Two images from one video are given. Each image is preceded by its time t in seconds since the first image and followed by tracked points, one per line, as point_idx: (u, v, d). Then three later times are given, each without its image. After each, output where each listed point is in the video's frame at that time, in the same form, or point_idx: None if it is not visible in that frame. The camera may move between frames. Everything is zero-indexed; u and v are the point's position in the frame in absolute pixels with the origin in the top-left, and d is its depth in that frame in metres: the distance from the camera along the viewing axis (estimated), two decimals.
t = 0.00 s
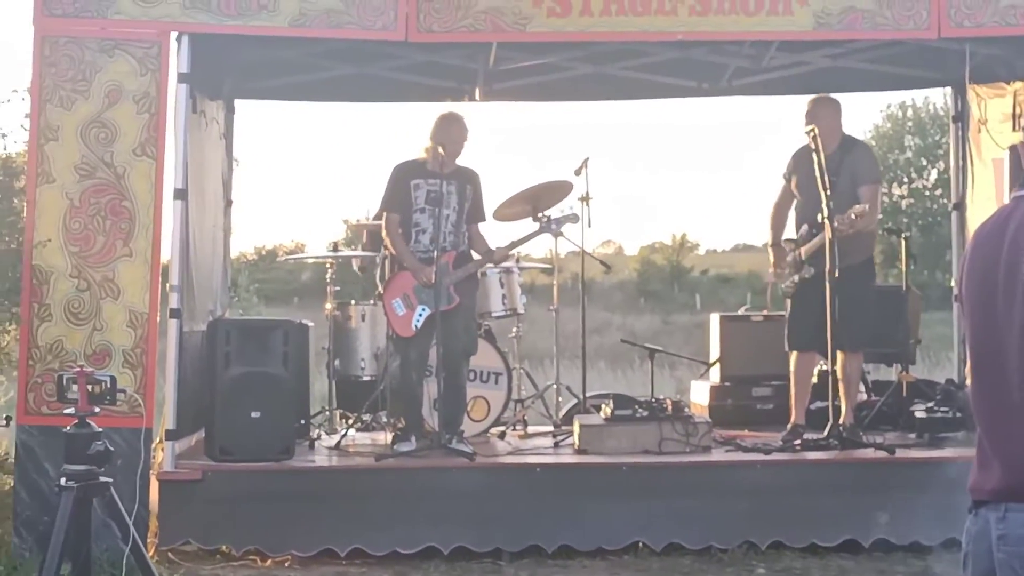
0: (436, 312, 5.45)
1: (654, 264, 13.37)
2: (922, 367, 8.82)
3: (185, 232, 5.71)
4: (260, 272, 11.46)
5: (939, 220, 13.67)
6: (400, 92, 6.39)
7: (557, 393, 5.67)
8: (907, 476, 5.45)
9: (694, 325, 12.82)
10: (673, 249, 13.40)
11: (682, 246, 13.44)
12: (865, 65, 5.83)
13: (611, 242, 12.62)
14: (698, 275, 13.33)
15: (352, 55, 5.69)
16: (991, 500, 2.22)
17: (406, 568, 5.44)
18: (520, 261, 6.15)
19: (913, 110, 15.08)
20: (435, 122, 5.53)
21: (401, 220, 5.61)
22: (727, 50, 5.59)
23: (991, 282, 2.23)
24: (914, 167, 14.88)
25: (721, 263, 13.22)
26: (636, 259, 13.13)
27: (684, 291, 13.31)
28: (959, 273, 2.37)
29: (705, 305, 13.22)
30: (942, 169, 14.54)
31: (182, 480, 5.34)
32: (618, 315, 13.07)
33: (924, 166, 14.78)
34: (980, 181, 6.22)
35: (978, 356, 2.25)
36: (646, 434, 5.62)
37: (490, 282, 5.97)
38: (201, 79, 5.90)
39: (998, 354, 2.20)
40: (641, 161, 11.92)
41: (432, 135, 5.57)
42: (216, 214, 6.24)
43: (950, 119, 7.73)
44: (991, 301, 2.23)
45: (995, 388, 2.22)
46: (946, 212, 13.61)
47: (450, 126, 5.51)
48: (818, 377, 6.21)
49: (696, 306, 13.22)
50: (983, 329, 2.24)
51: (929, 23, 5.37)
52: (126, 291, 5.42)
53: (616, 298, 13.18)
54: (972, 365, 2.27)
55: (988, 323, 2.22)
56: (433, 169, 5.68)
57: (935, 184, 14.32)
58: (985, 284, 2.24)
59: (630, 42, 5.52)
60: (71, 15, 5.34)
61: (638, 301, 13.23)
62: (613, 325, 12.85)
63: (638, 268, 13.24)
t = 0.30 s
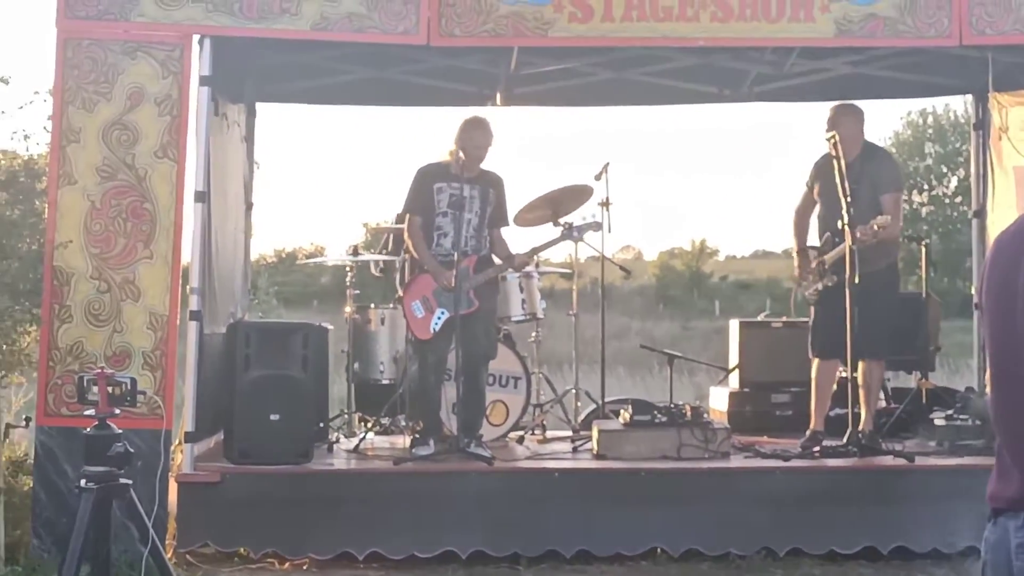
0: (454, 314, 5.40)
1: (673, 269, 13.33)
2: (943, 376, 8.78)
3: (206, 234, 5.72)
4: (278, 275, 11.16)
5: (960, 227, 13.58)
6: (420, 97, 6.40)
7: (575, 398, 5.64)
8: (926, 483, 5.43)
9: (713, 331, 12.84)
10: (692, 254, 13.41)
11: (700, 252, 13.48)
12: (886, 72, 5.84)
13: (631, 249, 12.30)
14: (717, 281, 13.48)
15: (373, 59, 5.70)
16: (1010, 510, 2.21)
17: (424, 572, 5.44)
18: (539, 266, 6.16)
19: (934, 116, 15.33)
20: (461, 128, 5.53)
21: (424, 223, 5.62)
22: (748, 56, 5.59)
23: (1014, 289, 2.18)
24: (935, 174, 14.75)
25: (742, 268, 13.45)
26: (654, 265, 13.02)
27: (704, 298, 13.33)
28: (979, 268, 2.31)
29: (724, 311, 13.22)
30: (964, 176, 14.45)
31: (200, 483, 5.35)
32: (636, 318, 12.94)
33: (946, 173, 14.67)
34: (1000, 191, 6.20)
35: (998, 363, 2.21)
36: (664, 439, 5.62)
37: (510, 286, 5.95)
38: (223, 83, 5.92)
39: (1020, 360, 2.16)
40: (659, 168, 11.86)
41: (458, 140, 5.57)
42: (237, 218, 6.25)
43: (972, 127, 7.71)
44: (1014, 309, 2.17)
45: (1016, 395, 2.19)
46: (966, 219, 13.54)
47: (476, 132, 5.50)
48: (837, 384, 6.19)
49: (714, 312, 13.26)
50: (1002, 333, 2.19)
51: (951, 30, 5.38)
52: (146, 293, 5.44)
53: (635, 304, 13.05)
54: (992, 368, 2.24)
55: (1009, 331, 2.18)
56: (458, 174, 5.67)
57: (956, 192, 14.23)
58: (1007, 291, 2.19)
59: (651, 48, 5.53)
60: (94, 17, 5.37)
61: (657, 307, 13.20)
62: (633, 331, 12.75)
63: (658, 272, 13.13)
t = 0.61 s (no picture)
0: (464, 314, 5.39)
1: (683, 270, 12.76)
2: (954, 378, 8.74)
3: (217, 231, 5.74)
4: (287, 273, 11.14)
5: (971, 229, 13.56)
6: (431, 96, 6.40)
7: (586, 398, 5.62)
8: (936, 486, 5.41)
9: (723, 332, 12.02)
10: (702, 254, 12.90)
11: (711, 252, 12.96)
12: (898, 73, 5.82)
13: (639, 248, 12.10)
14: (727, 282, 12.81)
15: (384, 58, 5.71)
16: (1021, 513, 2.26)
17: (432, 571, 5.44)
18: (549, 265, 6.15)
19: (946, 118, 15.23)
20: (477, 127, 5.53)
21: (437, 221, 5.62)
22: (759, 57, 5.59)
23: None
24: (946, 176, 14.69)
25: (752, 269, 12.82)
26: (666, 264, 12.55)
27: (713, 299, 12.68)
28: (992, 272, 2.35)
29: (734, 312, 12.52)
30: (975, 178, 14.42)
31: (210, 480, 5.35)
32: (648, 320, 12.10)
33: (958, 174, 14.61)
34: (1015, 193, 6.16)
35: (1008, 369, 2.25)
36: (674, 440, 5.60)
37: (520, 286, 5.94)
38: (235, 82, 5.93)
39: None
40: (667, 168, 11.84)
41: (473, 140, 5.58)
42: (248, 216, 6.26)
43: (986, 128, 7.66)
44: None
45: None
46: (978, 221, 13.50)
47: (492, 131, 5.51)
48: (848, 386, 6.17)
49: (726, 313, 12.52)
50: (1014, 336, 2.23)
51: (964, 31, 5.37)
52: (157, 290, 5.45)
53: (643, 304, 12.20)
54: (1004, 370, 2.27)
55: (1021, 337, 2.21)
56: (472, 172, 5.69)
57: (966, 194, 14.22)
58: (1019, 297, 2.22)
59: (662, 48, 5.53)
60: (108, 16, 5.39)
61: (666, 308, 12.43)
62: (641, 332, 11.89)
63: (669, 273, 12.62)
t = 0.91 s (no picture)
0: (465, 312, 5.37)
1: (685, 267, 12.84)
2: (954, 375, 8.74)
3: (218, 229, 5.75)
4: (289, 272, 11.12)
5: (973, 227, 13.55)
6: (432, 94, 6.40)
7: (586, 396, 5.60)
8: (937, 484, 5.40)
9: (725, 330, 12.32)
10: (705, 252, 12.93)
11: (713, 249, 12.98)
12: (899, 70, 5.81)
13: (641, 246, 12.23)
14: (729, 279, 12.91)
15: (385, 57, 5.71)
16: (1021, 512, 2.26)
17: (433, 568, 5.45)
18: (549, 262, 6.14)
19: (948, 116, 15.16)
20: (483, 124, 5.54)
21: (441, 218, 5.62)
22: (760, 54, 5.58)
23: None
24: (948, 173, 14.68)
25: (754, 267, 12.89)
26: (669, 261, 12.67)
27: (715, 295, 12.85)
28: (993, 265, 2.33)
29: (736, 310, 12.75)
30: (978, 176, 14.38)
31: (210, 478, 5.36)
32: (648, 317, 12.35)
33: (960, 171, 14.59)
34: (1016, 189, 6.10)
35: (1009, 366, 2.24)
36: (675, 438, 5.59)
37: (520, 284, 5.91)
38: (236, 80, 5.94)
39: None
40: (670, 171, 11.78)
41: (478, 137, 5.59)
42: (249, 214, 6.27)
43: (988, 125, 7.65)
44: None
45: None
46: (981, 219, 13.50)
47: (497, 129, 5.52)
48: (850, 384, 6.15)
49: (727, 310, 12.75)
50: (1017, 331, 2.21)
51: (965, 28, 5.37)
52: (158, 289, 5.46)
53: (645, 302, 12.49)
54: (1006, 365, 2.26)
55: None
56: (478, 170, 5.67)
57: (970, 191, 14.23)
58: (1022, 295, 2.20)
59: (662, 46, 5.53)
60: (109, 15, 5.40)
61: (668, 306, 12.63)
62: (643, 329, 12.13)
63: (669, 271, 12.76)
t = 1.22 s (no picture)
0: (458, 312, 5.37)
1: (676, 268, 12.82)
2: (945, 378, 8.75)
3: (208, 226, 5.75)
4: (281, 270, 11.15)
5: (965, 229, 13.60)
6: (424, 94, 6.41)
7: (575, 397, 5.57)
8: (927, 486, 5.39)
9: (715, 331, 12.33)
10: (695, 253, 12.93)
11: (704, 250, 12.97)
12: (890, 72, 5.81)
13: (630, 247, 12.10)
14: (719, 281, 12.88)
15: (377, 56, 5.71)
16: (1012, 516, 2.23)
17: (422, 568, 5.44)
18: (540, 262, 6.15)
19: (939, 117, 15.06)
20: (478, 125, 5.54)
21: (434, 218, 5.64)
22: (752, 56, 5.59)
23: None
24: (939, 175, 14.72)
25: (744, 268, 12.83)
26: (659, 262, 12.68)
27: (706, 297, 12.78)
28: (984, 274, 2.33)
29: (726, 311, 12.68)
30: (967, 179, 14.54)
31: (200, 476, 5.36)
32: (638, 317, 12.56)
33: (950, 174, 14.66)
34: (1006, 190, 6.13)
35: (1004, 370, 2.23)
36: (664, 439, 5.59)
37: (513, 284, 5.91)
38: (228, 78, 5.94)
39: None
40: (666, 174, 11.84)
41: (472, 138, 5.58)
42: (240, 212, 6.27)
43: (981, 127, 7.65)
44: None
45: None
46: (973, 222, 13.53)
47: (491, 130, 5.52)
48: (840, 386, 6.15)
49: (718, 312, 12.69)
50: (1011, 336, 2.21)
51: (957, 30, 5.36)
52: (149, 286, 5.46)
53: (635, 302, 12.64)
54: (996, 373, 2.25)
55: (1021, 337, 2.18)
56: (472, 170, 5.67)
57: (961, 195, 14.27)
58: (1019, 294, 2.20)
59: (654, 47, 5.53)
60: (101, 12, 5.40)
61: (658, 306, 12.66)
62: (633, 329, 12.37)
63: (658, 272, 12.72)
